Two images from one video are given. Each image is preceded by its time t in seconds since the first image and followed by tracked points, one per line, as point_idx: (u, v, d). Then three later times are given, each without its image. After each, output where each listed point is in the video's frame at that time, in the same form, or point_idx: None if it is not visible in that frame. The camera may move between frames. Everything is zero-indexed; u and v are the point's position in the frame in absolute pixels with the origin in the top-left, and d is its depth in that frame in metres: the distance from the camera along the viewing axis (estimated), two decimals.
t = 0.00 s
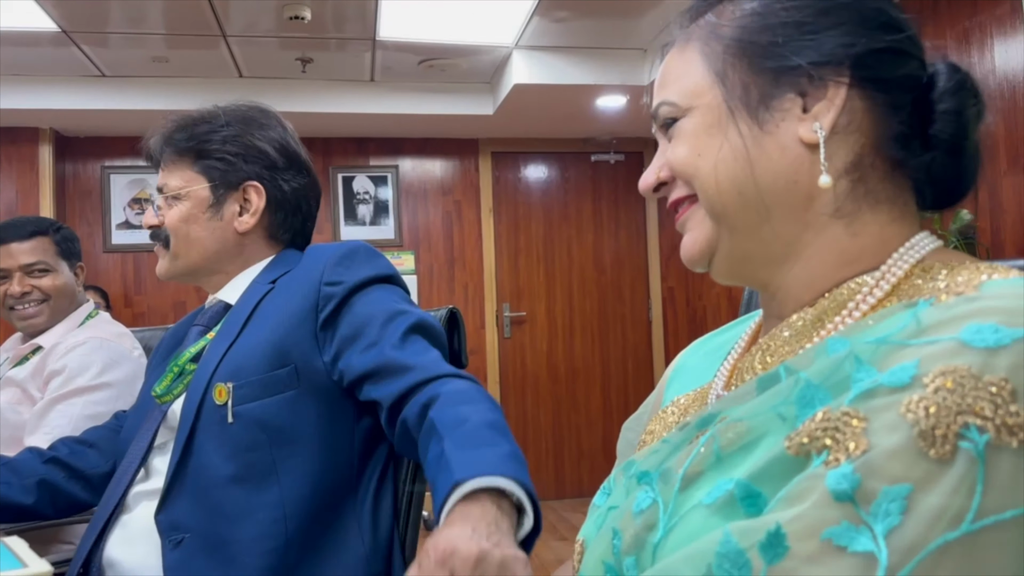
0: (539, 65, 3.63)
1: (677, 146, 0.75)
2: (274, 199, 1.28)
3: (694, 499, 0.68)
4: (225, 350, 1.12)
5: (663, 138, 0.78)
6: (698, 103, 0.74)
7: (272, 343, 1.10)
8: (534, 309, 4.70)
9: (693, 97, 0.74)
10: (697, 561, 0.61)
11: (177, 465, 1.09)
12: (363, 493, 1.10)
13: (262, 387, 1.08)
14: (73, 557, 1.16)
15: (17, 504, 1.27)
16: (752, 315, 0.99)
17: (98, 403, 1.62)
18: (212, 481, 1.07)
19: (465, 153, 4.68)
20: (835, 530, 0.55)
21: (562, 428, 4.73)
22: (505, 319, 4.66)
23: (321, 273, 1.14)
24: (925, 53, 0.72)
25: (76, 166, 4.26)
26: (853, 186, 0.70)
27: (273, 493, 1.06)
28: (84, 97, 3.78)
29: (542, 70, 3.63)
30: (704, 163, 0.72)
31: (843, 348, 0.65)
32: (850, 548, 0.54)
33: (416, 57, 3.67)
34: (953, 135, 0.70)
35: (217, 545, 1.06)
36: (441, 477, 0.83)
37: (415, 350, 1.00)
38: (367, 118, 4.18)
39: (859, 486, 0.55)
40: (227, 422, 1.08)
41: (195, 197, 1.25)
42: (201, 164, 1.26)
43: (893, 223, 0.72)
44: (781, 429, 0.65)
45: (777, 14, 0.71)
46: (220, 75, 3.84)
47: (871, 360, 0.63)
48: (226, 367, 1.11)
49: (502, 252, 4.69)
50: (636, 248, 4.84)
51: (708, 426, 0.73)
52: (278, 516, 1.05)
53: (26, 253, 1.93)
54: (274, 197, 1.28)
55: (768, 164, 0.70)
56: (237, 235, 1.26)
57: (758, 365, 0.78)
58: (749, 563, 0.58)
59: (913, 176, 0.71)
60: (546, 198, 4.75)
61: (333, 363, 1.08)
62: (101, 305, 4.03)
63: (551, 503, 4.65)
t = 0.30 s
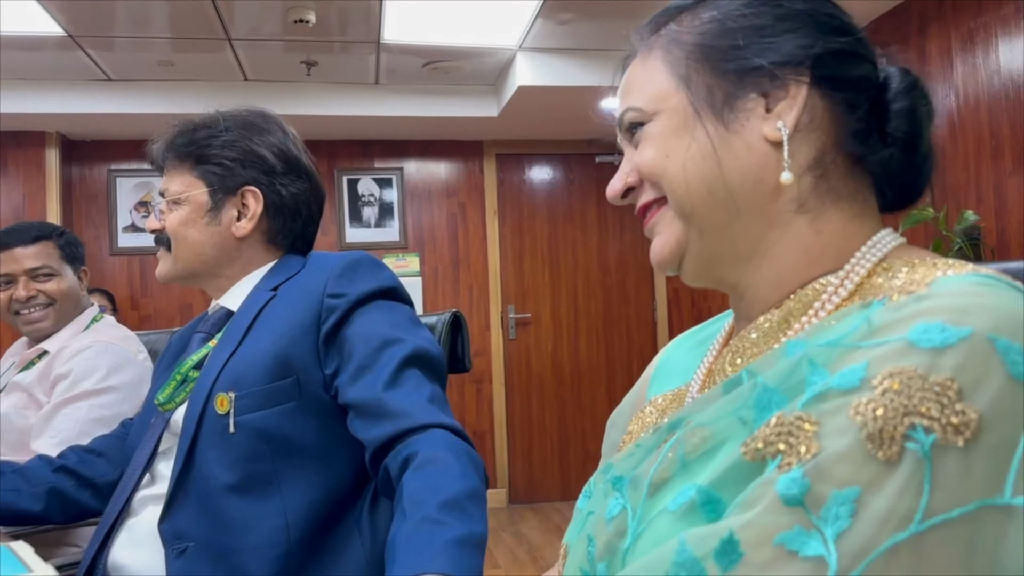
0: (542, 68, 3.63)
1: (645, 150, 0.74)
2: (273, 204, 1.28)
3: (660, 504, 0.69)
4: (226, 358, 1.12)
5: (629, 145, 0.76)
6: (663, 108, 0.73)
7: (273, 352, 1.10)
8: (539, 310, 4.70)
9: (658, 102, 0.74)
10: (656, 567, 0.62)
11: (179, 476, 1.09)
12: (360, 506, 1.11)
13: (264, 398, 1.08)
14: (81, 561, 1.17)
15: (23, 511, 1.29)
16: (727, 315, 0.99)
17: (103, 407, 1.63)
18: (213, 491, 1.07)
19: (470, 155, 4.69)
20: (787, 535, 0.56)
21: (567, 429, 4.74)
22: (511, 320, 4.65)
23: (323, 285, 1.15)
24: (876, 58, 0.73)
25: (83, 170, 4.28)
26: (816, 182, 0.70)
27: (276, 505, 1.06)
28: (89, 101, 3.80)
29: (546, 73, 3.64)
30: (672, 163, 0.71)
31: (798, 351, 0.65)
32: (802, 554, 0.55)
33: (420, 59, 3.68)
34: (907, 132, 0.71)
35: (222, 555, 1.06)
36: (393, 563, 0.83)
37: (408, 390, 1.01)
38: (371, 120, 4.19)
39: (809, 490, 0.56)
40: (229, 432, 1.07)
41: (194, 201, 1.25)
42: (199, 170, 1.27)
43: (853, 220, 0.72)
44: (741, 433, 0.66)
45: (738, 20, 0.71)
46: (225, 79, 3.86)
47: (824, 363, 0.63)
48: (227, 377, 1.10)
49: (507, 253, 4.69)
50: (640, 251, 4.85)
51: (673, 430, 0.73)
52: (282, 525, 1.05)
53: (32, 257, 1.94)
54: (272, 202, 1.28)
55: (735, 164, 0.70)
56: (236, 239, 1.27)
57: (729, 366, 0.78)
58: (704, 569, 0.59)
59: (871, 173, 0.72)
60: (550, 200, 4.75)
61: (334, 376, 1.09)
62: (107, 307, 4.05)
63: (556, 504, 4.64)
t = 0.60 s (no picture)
0: (553, 66, 3.63)
1: (614, 159, 0.77)
2: (287, 207, 1.29)
3: (620, 508, 0.69)
4: (239, 360, 1.13)
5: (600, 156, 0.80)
6: (633, 118, 0.76)
7: (286, 354, 1.11)
8: (551, 308, 4.70)
9: (628, 113, 0.77)
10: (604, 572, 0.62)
11: (194, 477, 1.11)
12: (370, 509, 1.12)
13: (276, 399, 1.09)
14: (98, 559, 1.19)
15: (39, 509, 1.30)
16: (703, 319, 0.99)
17: (119, 406, 1.65)
18: (226, 491, 1.08)
19: (482, 153, 4.70)
20: (715, 540, 0.57)
21: (580, 428, 4.74)
22: (523, 319, 4.66)
23: (336, 287, 1.16)
24: (840, 74, 0.77)
25: (99, 170, 4.33)
26: (778, 191, 0.72)
27: (287, 505, 1.08)
28: (105, 102, 3.84)
29: (557, 71, 3.64)
30: (639, 172, 0.74)
31: (739, 356, 0.66)
32: (729, 557, 0.56)
33: (432, 59, 3.69)
34: (868, 145, 0.75)
35: (235, 555, 1.08)
36: (405, 542, 0.84)
37: (420, 388, 1.02)
38: (384, 120, 4.21)
39: (734, 494, 0.57)
40: (241, 433, 1.09)
41: (209, 204, 1.27)
42: (215, 173, 1.28)
43: (812, 230, 0.74)
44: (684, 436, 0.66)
45: (705, 35, 0.74)
46: (239, 79, 3.88)
47: (759, 367, 0.64)
48: (241, 378, 1.11)
49: (520, 251, 4.70)
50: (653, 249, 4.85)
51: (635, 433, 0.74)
52: (292, 526, 1.07)
53: (51, 258, 1.97)
54: (286, 204, 1.29)
55: (697, 172, 0.72)
56: (251, 240, 1.28)
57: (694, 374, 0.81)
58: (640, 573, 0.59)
59: (834, 182, 0.75)
60: (562, 198, 4.76)
61: (346, 377, 1.10)
62: (123, 306, 4.09)
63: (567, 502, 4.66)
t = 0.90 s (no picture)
0: (576, 58, 3.63)
1: (660, 169, 0.79)
2: (319, 203, 1.32)
3: (671, 495, 0.72)
4: (267, 354, 1.16)
5: (645, 165, 0.81)
6: (677, 130, 0.78)
7: (310, 351, 1.14)
8: (574, 300, 4.71)
9: (672, 124, 0.79)
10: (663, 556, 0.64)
11: (219, 468, 1.14)
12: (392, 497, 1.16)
13: (300, 394, 1.12)
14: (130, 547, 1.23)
15: (73, 497, 1.33)
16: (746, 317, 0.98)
17: (149, 397, 1.70)
18: (251, 483, 1.12)
19: (504, 146, 4.71)
20: (783, 532, 0.59)
21: (603, 419, 4.76)
22: (545, 310, 4.68)
23: (359, 284, 1.18)
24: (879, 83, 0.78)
25: (127, 164, 4.41)
26: (822, 199, 0.74)
27: (313, 497, 1.11)
28: (133, 98, 3.90)
29: (581, 64, 3.64)
30: (684, 182, 0.76)
31: (798, 356, 0.69)
32: (797, 549, 0.58)
33: (454, 51, 3.70)
34: (908, 152, 0.77)
35: (259, 544, 1.11)
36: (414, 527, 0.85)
37: (448, 383, 1.03)
38: (406, 113, 4.23)
39: (805, 489, 0.59)
40: (267, 427, 1.12)
41: (243, 197, 1.30)
42: (249, 167, 1.30)
43: (861, 234, 0.76)
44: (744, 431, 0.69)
45: (746, 49, 0.76)
46: (263, 73, 3.93)
47: (822, 367, 0.66)
48: (266, 373, 1.15)
49: (542, 243, 4.71)
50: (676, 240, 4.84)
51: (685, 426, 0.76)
52: (316, 519, 1.10)
53: (83, 252, 2.02)
54: (319, 201, 1.32)
55: (743, 181, 0.74)
56: (283, 235, 1.31)
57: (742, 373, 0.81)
58: (708, 565, 0.61)
59: (876, 189, 0.76)
60: (585, 189, 4.75)
61: (370, 373, 1.12)
62: (152, 298, 4.17)
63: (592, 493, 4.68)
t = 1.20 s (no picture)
0: (603, 44, 3.61)
1: (701, 162, 0.74)
2: (340, 195, 1.35)
3: (707, 498, 0.69)
4: (287, 343, 1.20)
5: (688, 154, 0.77)
6: (722, 121, 0.73)
7: (325, 343, 1.17)
8: (600, 286, 4.72)
9: (717, 114, 0.74)
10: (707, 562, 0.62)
11: (239, 455, 1.18)
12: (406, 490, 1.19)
13: (316, 385, 1.15)
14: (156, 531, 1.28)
15: (107, 480, 1.38)
16: (771, 309, 1.00)
17: (182, 383, 1.75)
18: (270, 471, 1.16)
19: (532, 131, 4.71)
20: (840, 545, 0.56)
21: (630, 405, 4.77)
22: (573, 296, 4.69)
23: (373, 277, 1.20)
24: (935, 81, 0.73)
25: (162, 152, 4.50)
26: (867, 204, 0.70)
27: (326, 486, 1.15)
28: (166, 87, 3.97)
29: (608, 49, 3.62)
30: (727, 178, 0.72)
31: (851, 364, 0.65)
32: (855, 562, 0.55)
33: (481, 38, 3.71)
34: (959, 156, 0.71)
35: (275, 530, 1.16)
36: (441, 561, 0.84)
37: (455, 375, 1.05)
38: (434, 100, 4.25)
39: (864, 503, 0.56)
40: (285, 416, 1.16)
41: (265, 193, 1.32)
42: (269, 163, 1.33)
43: (904, 240, 0.73)
44: (789, 437, 0.65)
45: (799, 40, 0.71)
46: (293, 62, 3.98)
47: (877, 377, 0.63)
48: (285, 363, 1.18)
49: (569, 228, 4.71)
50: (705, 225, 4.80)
51: (722, 427, 0.73)
52: (331, 507, 1.14)
53: (117, 241, 2.08)
54: (339, 193, 1.34)
55: (789, 179, 0.70)
56: (306, 228, 1.34)
57: (773, 370, 0.78)
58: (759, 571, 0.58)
59: (922, 195, 0.72)
60: (612, 173, 4.74)
61: (382, 365, 1.15)
62: (188, 284, 4.27)
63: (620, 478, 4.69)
